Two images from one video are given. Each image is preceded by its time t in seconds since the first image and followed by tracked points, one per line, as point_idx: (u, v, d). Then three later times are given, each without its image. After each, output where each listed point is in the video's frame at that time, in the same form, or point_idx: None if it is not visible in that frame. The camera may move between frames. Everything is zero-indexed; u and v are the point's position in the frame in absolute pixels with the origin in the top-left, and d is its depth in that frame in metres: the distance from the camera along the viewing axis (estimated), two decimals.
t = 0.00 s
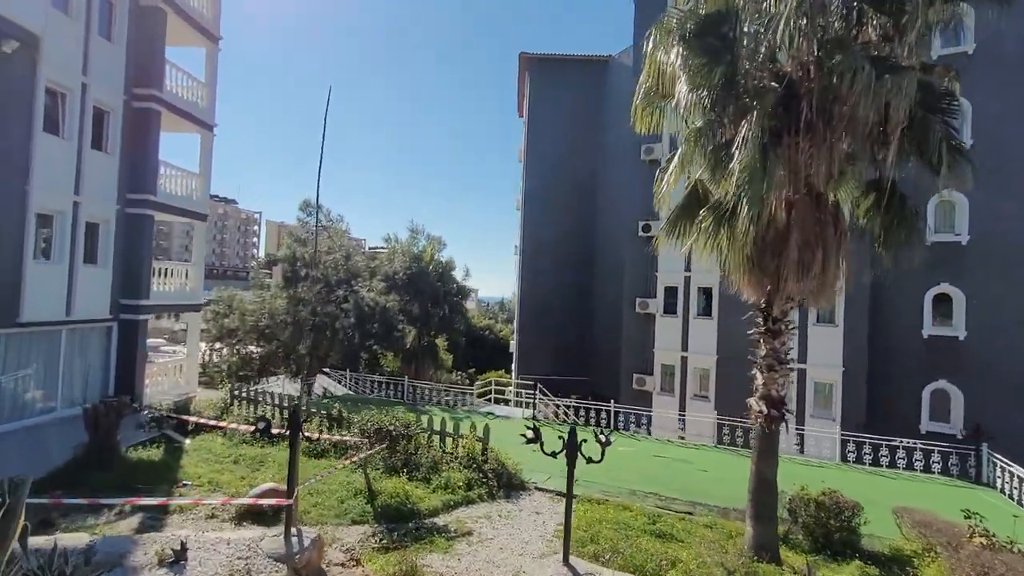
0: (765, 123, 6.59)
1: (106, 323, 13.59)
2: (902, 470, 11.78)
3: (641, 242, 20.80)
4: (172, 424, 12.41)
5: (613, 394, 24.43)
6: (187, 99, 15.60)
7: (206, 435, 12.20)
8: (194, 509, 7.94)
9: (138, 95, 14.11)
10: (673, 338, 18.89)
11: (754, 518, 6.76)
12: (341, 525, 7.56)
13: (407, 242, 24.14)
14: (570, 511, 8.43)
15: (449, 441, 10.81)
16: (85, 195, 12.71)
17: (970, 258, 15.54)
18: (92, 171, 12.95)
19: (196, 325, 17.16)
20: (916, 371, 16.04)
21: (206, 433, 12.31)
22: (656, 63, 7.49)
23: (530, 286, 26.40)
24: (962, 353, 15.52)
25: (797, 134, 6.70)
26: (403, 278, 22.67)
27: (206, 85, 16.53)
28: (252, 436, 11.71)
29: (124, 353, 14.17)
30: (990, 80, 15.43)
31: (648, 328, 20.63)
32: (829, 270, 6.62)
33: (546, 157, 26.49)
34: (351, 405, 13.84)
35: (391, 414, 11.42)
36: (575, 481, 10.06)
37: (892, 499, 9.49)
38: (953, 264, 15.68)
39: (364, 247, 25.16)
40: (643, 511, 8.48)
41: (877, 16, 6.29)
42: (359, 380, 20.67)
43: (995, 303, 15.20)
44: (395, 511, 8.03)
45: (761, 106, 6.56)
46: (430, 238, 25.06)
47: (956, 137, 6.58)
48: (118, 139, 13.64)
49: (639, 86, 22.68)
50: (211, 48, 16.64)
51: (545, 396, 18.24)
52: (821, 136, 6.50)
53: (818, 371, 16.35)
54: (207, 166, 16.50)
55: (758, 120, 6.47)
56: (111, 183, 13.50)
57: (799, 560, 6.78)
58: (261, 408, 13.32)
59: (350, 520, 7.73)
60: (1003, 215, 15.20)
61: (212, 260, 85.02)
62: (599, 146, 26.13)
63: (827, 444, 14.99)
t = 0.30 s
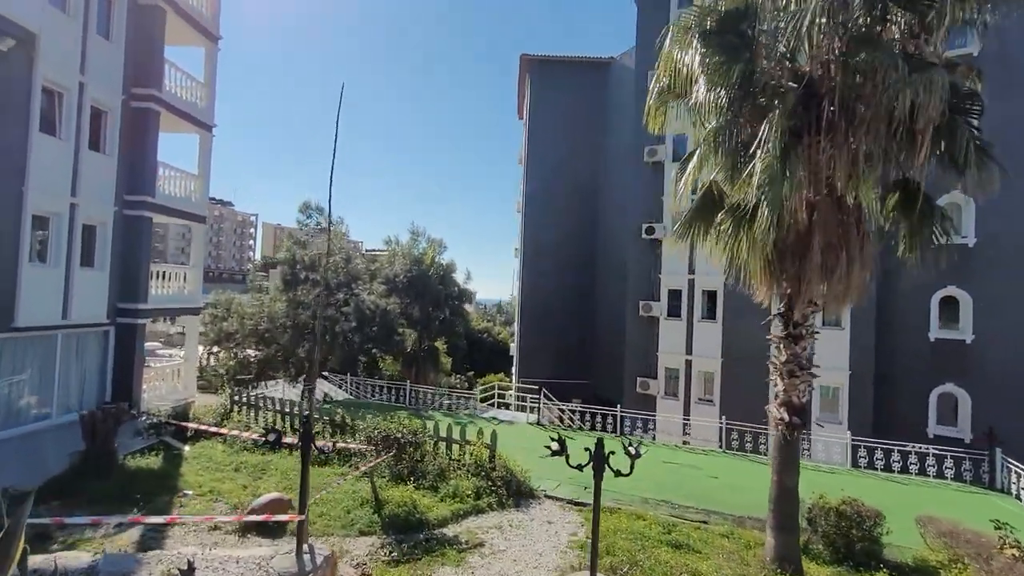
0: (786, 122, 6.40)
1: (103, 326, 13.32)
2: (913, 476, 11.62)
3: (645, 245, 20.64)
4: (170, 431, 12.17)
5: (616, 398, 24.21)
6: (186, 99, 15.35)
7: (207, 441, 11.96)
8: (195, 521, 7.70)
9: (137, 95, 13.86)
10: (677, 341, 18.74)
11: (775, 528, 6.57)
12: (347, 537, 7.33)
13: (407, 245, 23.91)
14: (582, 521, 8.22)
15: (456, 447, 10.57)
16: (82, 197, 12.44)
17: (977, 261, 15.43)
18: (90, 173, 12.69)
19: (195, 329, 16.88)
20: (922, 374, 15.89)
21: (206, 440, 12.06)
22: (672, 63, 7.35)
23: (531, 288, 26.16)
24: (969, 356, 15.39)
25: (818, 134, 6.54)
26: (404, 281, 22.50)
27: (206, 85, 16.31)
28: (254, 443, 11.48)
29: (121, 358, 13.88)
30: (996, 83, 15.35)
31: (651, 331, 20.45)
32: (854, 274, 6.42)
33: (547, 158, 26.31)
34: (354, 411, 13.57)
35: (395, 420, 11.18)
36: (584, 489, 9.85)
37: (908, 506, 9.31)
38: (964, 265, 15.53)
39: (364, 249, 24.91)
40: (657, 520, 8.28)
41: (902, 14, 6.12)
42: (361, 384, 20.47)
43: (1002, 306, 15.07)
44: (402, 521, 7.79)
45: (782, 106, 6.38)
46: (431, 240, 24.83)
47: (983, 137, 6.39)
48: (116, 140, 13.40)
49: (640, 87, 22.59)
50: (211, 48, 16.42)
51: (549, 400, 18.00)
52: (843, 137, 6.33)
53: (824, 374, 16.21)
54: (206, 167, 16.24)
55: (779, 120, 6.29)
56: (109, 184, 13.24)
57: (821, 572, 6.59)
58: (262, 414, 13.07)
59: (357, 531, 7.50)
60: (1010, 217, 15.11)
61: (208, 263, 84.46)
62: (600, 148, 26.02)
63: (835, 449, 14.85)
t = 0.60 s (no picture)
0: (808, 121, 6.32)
1: (104, 328, 13.12)
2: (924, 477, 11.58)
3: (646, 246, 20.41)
4: (173, 434, 12.00)
5: (618, 399, 24.13)
6: (187, 99, 15.17)
7: (210, 445, 11.80)
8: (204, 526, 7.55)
9: (139, 94, 13.69)
10: (682, 343, 18.68)
11: (797, 531, 6.48)
12: (360, 542, 7.19)
13: (408, 246, 23.76)
14: (597, 525, 8.11)
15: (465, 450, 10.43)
16: (83, 197, 12.25)
17: (982, 262, 15.47)
18: (91, 173, 12.52)
19: (196, 331, 16.69)
20: (926, 374, 15.87)
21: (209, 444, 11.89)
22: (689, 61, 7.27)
23: (533, 290, 26.02)
24: (974, 357, 15.43)
25: (838, 133, 6.47)
26: (406, 282, 22.36)
27: (207, 85, 16.13)
28: (258, 447, 11.36)
29: (121, 360, 13.67)
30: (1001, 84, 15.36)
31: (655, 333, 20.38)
32: (875, 275, 6.36)
33: (549, 159, 26.20)
34: (359, 413, 13.43)
35: (402, 423, 11.02)
36: (596, 491, 9.75)
37: (925, 508, 9.21)
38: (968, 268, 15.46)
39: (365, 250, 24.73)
40: (672, 523, 8.18)
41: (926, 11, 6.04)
42: (364, 387, 20.26)
43: (1006, 307, 15.11)
44: (415, 526, 7.67)
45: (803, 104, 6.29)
46: (432, 241, 24.68)
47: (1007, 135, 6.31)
48: (117, 140, 13.22)
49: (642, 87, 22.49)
50: (212, 47, 16.24)
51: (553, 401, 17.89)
52: (865, 136, 6.26)
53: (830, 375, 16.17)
54: (207, 167, 16.07)
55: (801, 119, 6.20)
56: (108, 185, 13.04)
57: None
58: (266, 417, 12.90)
59: (370, 536, 7.36)
60: (1015, 219, 15.15)
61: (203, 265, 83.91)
62: (602, 148, 25.95)
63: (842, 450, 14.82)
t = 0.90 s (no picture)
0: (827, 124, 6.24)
1: (103, 333, 12.92)
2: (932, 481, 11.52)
3: (649, 251, 20.36)
4: (175, 440, 11.82)
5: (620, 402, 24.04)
6: (188, 100, 14.99)
7: (213, 451, 11.64)
8: (211, 536, 7.41)
9: (138, 95, 13.51)
10: (685, 345, 18.62)
11: (816, 539, 6.39)
12: (369, 552, 7.05)
13: (409, 249, 23.62)
14: (609, 533, 7.98)
15: (474, 457, 10.30)
16: (83, 200, 12.08)
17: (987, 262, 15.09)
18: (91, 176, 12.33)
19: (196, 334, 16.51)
20: (929, 376, 15.47)
21: (212, 450, 11.72)
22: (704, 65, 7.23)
23: (535, 294, 25.93)
24: (978, 360, 14.96)
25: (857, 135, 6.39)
26: (407, 285, 22.19)
27: (207, 86, 15.93)
28: (263, 453, 11.19)
29: (121, 365, 13.48)
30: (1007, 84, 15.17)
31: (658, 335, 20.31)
32: (896, 280, 6.27)
33: (550, 161, 26.12)
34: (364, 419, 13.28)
35: (409, 429, 10.88)
36: (607, 498, 9.64)
37: (941, 515, 9.10)
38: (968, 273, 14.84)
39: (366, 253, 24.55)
40: (685, 530, 8.07)
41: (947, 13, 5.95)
42: (367, 391, 20.08)
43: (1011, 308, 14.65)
44: (425, 535, 7.52)
45: (822, 107, 6.21)
46: (434, 244, 24.53)
47: None
48: (117, 142, 13.05)
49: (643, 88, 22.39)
50: (212, 49, 16.07)
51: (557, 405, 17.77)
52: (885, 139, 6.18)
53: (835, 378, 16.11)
54: (208, 169, 15.89)
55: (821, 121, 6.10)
56: (108, 187, 12.86)
57: None
58: (269, 422, 12.73)
59: (380, 545, 7.22)
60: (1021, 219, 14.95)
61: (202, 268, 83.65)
62: (603, 150, 25.88)
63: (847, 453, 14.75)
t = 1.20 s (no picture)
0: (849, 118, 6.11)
1: (102, 332, 12.73)
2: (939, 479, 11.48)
3: (652, 247, 20.15)
4: (176, 440, 11.64)
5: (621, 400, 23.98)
6: (187, 96, 14.79)
7: (216, 450, 11.52)
8: (216, 538, 7.28)
9: (137, 89, 13.30)
10: (688, 343, 18.55)
11: (834, 539, 6.31)
12: (379, 554, 6.93)
13: (410, 247, 23.48)
14: (619, 534, 7.89)
15: (480, 456, 10.17)
16: (82, 196, 11.90)
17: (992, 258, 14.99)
18: (90, 171, 12.14)
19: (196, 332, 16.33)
20: (933, 373, 15.35)
21: (214, 450, 11.56)
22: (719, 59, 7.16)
23: (536, 292, 25.78)
24: (983, 356, 14.83)
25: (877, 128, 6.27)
26: (408, 283, 22.03)
27: (206, 82, 15.71)
28: (266, 453, 11.08)
29: (119, 364, 13.27)
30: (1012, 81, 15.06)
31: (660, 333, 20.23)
32: (918, 276, 6.17)
33: (551, 158, 25.96)
34: (367, 418, 13.14)
35: (414, 428, 10.75)
36: (616, 497, 9.54)
37: (950, 513, 9.03)
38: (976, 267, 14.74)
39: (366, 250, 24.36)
40: (696, 529, 8.01)
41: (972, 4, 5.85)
42: (368, 389, 19.95)
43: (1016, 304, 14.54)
44: (435, 536, 7.41)
45: (844, 99, 6.08)
46: (434, 241, 24.35)
47: None
48: (116, 137, 12.84)
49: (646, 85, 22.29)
50: (211, 44, 15.88)
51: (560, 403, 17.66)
52: (907, 133, 6.07)
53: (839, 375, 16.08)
54: (207, 166, 15.69)
55: (843, 115, 5.98)
56: (107, 183, 12.65)
57: None
58: (271, 421, 12.59)
59: (389, 547, 7.09)
60: None
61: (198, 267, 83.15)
62: (604, 148, 25.77)
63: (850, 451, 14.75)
